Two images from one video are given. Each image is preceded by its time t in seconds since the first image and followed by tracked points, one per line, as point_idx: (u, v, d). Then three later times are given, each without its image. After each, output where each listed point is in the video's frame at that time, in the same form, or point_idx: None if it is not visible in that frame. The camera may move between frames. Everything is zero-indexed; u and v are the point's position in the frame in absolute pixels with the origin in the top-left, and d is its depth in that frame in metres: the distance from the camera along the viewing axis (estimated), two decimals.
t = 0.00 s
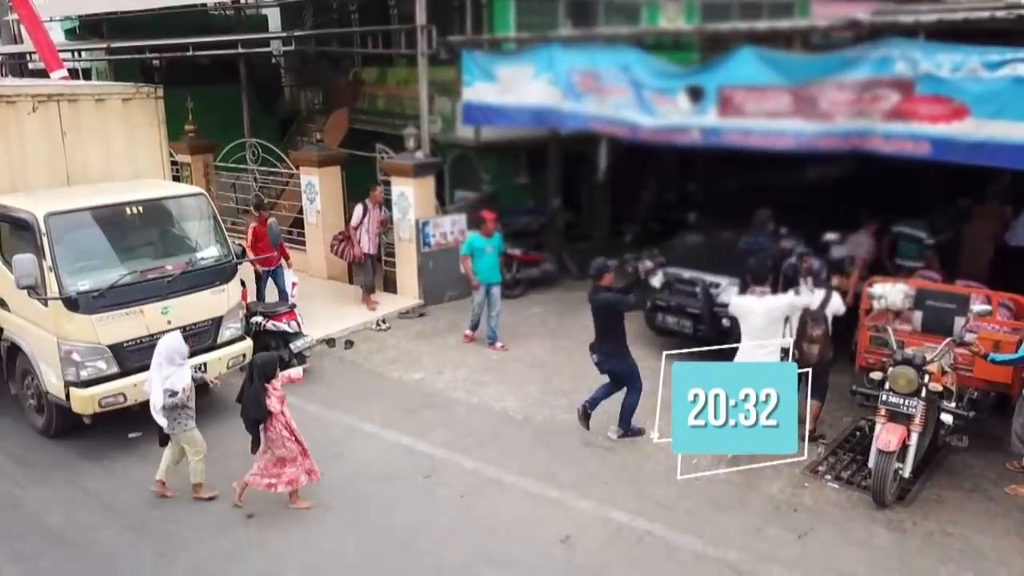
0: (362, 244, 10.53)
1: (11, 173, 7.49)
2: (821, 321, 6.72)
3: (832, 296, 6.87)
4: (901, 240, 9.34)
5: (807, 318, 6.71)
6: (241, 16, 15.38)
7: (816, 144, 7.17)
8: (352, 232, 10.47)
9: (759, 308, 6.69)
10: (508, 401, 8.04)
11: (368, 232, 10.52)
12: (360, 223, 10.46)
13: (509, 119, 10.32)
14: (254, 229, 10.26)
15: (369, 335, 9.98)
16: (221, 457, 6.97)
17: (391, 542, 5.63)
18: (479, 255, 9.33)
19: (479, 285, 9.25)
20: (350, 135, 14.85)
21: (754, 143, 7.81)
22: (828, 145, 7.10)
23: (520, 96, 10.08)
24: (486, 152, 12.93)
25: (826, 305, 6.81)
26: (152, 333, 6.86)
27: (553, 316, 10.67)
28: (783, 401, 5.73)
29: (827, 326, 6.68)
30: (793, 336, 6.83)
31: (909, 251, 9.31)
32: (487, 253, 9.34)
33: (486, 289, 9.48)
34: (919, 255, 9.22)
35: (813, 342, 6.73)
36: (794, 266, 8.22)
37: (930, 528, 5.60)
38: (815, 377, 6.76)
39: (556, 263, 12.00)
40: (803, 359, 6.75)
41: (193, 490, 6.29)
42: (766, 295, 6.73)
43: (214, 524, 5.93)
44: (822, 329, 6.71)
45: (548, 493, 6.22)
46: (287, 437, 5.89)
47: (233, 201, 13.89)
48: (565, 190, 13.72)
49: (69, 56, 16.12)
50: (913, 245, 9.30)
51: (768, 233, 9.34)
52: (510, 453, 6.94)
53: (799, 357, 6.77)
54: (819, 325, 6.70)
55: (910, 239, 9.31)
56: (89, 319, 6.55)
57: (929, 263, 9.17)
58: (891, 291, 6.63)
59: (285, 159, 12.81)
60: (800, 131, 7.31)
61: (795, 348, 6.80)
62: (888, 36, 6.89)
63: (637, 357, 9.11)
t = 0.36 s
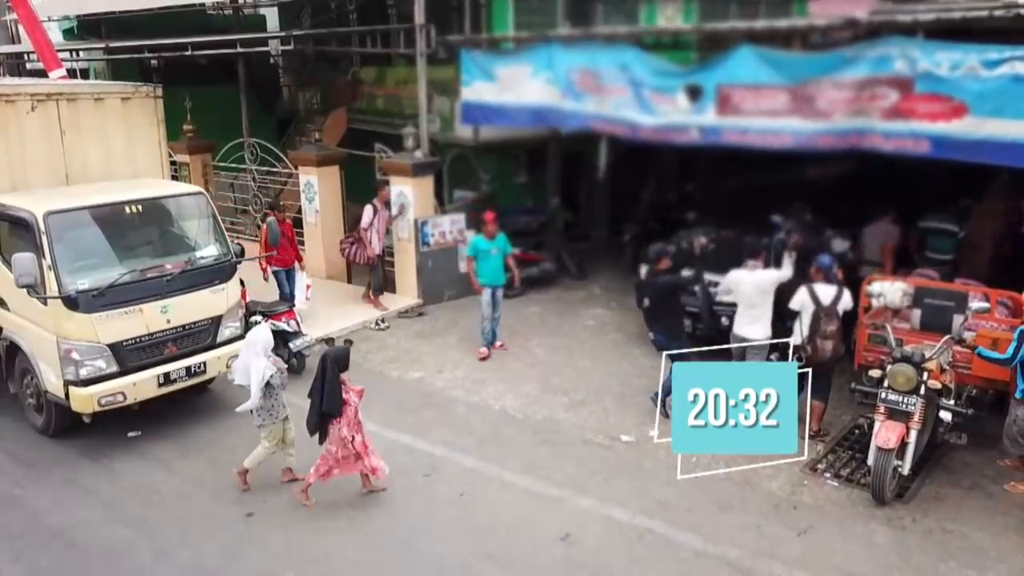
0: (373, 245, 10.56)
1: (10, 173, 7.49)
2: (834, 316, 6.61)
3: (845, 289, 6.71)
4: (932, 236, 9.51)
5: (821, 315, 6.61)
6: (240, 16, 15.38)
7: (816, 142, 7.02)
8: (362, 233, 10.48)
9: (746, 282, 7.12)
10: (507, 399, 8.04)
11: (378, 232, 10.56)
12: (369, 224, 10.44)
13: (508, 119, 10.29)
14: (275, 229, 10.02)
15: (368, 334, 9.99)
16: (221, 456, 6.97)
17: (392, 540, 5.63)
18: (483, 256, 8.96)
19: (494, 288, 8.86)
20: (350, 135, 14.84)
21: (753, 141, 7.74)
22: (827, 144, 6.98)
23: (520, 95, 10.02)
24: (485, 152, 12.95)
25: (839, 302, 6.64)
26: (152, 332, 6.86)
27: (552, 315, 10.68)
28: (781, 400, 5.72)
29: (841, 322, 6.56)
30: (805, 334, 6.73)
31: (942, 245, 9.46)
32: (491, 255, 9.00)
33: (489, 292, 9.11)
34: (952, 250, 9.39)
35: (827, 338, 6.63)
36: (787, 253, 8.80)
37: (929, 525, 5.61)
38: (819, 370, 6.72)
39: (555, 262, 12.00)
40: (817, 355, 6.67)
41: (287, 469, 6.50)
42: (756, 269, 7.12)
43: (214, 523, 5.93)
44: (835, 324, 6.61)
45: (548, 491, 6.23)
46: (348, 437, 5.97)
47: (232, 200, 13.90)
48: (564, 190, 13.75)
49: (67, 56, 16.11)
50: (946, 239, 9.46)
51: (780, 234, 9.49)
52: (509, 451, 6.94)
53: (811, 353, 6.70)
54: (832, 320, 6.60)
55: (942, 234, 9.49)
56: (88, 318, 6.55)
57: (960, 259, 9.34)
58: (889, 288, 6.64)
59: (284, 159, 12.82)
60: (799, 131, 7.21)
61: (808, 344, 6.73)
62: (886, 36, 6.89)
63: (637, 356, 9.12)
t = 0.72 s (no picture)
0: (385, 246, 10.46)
1: (9, 171, 7.48)
2: (833, 316, 6.59)
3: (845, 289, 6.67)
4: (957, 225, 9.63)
5: (820, 313, 6.59)
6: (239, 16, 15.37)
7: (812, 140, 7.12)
8: (376, 234, 10.41)
9: (760, 263, 7.37)
10: (506, 398, 8.05)
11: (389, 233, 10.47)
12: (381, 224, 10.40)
13: (509, 119, 10.23)
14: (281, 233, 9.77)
15: (367, 333, 9.99)
16: (220, 454, 6.97)
17: (391, 537, 5.62)
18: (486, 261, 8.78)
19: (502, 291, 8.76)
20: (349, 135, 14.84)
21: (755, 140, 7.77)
22: (823, 141, 7.10)
23: (519, 94, 9.95)
24: (484, 151, 12.96)
25: (839, 301, 6.63)
26: (150, 330, 6.86)
27: (551, 314, 10.69)
28: (781, 399, 5.71)
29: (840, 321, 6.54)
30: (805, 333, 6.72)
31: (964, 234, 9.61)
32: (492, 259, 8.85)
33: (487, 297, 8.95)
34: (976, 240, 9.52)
35: (824, 338, 6.60)
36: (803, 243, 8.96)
37: (928, 522, 5.61)
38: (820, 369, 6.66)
39: (554, 261, 12.01)
40: (815, 354, 6.65)
41: (356, 458, 6.70)
42: (769, 252, 7.38)
43: (213, 521, 5.93)
44: (834, 324, 6.58)
45: (546, 489, 6.23)
46: (408, 426, 6.04)
47: (230, 200, 13.89)
48: (563, 189, 13.77)
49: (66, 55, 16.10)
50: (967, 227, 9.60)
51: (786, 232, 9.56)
52: (508, 449, 6.94)
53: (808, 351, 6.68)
54: (831, 319, 6.58)
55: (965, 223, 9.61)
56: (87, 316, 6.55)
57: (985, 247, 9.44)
58: (888, 286, 6.66)
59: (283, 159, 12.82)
60: (795, 127, 7.35)
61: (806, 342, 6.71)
62: (885, 33, 6.86)
63: (636, 354, 9.12)
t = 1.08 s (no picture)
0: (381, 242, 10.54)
1: None
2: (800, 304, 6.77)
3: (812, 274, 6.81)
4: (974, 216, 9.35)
5: (785, 301, 6.81)
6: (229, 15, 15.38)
7: (795, 134, 7.46)
8: (372, 231, 10.48)
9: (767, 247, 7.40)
10: (488, 394, 8.04)
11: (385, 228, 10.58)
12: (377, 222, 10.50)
13: (494, 114, 10.06)
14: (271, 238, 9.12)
15: (353, 330, 9.99)
16: (200, 450, 6.96)
17: (369, 530, 5.61)
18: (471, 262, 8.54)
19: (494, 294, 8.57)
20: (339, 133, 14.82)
21: (740, 135, 7.91)
22: (806, 134, 7.40)
23: (504, 91, 9.89)
24: (472, 147, 12.96)
25: (804, 288, 6.80)
26: (130, 325, 6.85)
27: (538, 311, 10.68)
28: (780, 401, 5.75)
29: (804, 308, 6.73)
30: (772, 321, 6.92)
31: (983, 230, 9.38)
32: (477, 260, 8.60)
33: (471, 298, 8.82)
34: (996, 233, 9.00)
35: (791, 325, 6.78)
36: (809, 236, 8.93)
37: (904, 516, 5.61)
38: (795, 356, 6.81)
39: (541, 258, 11.99)
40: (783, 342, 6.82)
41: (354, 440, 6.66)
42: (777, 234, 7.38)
43: (190, 516, 5.91)
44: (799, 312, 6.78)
45: (525, 483, 6.22)
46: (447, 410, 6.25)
47: (219, 198, 13.91)
48: (551, 186, 13.78)
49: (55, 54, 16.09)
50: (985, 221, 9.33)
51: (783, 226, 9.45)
52: (488, 444, 6.93)
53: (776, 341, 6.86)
54: (796, 308, 6.78)
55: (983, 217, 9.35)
56: (65, 312, 6.54)
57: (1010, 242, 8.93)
58: (866, 282, 6.64)
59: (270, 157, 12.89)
60: (778, 123, 7.59)
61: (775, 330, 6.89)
62: (865, 26, 6.90)
63: (620, 351, 9.12)
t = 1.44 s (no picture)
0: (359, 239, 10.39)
1: None
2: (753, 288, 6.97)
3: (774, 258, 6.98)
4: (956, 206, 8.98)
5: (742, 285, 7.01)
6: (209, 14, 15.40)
7: (760, 130, 7.45)
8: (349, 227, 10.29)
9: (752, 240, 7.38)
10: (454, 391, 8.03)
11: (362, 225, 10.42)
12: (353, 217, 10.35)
13: (466, 113, 10.01)
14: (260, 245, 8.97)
15: (324, 328, 9.98)
16: (160, 446, 6.95)
17: (320, 524, 5.59)
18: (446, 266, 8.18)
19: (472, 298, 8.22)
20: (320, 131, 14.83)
21: (705, 130, 7.92)
22: (772, 131, 7.36)
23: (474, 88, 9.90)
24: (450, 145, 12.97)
25: (759, 274, 6.97)
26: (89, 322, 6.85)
27: (511, 308, 10.67)
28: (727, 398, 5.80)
29: (756, 292, 6.89)
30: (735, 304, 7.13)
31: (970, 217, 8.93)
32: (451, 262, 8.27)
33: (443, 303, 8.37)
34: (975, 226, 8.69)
35: (745, 308, 7.04)
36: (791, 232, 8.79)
37: (855, 510, 5.62)
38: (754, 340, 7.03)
39: (518, 256, 11.98)
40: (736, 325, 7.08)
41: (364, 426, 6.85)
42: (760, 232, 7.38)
43: (142, 511, 5.89)
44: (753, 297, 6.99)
45: (482, 478, 6.21)
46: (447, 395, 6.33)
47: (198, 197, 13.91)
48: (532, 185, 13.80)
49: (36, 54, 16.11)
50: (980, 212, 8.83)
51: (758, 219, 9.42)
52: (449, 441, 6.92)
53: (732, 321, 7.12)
54: (750, 291, 6.98)
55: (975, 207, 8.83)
56: (22, 308, 6.54)
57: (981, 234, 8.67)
58: (822, 279, 6.69)
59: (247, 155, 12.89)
60: (743, 118, 7.57)
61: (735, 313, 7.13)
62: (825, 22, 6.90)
63: (590, 348, 9.11)
